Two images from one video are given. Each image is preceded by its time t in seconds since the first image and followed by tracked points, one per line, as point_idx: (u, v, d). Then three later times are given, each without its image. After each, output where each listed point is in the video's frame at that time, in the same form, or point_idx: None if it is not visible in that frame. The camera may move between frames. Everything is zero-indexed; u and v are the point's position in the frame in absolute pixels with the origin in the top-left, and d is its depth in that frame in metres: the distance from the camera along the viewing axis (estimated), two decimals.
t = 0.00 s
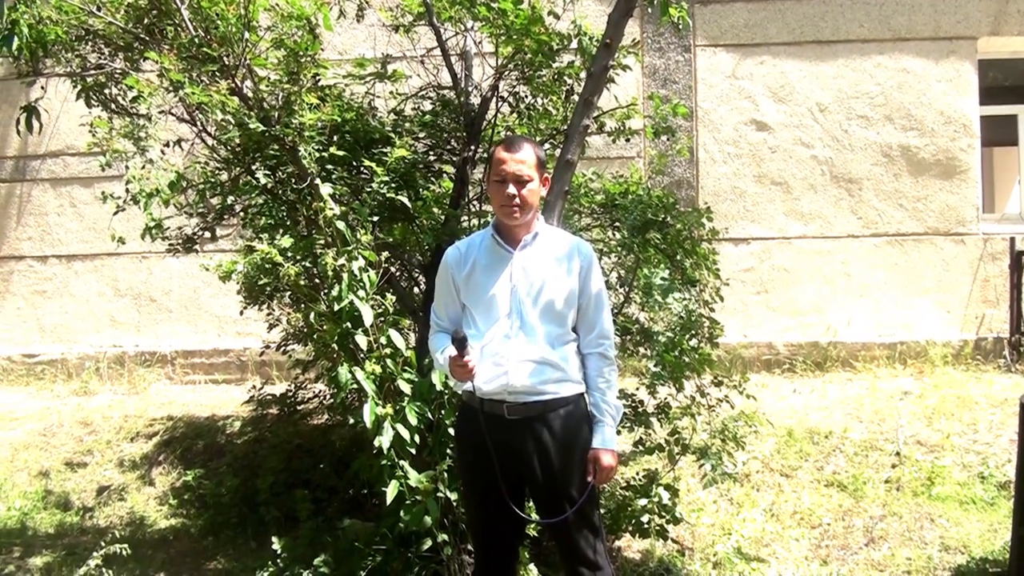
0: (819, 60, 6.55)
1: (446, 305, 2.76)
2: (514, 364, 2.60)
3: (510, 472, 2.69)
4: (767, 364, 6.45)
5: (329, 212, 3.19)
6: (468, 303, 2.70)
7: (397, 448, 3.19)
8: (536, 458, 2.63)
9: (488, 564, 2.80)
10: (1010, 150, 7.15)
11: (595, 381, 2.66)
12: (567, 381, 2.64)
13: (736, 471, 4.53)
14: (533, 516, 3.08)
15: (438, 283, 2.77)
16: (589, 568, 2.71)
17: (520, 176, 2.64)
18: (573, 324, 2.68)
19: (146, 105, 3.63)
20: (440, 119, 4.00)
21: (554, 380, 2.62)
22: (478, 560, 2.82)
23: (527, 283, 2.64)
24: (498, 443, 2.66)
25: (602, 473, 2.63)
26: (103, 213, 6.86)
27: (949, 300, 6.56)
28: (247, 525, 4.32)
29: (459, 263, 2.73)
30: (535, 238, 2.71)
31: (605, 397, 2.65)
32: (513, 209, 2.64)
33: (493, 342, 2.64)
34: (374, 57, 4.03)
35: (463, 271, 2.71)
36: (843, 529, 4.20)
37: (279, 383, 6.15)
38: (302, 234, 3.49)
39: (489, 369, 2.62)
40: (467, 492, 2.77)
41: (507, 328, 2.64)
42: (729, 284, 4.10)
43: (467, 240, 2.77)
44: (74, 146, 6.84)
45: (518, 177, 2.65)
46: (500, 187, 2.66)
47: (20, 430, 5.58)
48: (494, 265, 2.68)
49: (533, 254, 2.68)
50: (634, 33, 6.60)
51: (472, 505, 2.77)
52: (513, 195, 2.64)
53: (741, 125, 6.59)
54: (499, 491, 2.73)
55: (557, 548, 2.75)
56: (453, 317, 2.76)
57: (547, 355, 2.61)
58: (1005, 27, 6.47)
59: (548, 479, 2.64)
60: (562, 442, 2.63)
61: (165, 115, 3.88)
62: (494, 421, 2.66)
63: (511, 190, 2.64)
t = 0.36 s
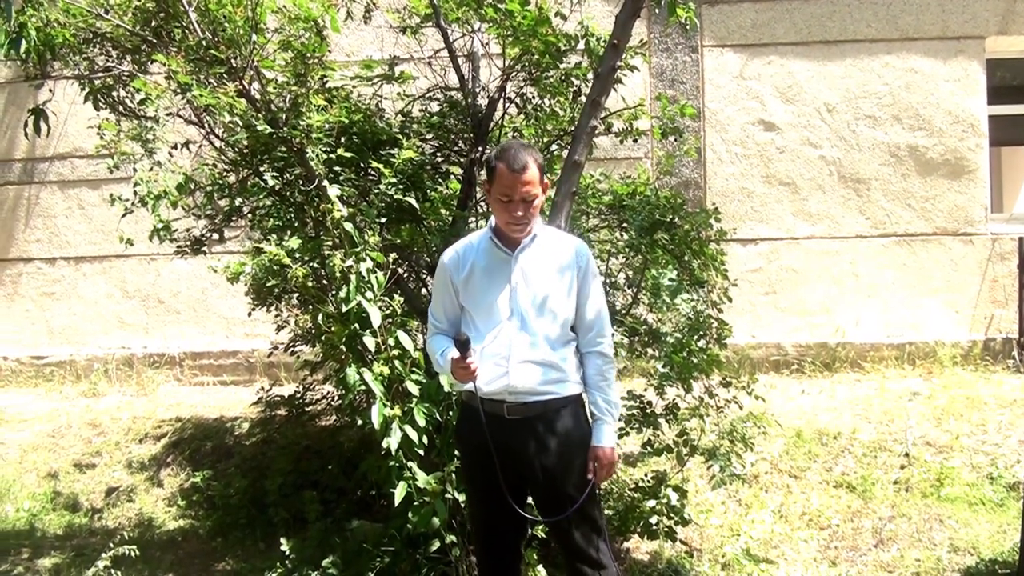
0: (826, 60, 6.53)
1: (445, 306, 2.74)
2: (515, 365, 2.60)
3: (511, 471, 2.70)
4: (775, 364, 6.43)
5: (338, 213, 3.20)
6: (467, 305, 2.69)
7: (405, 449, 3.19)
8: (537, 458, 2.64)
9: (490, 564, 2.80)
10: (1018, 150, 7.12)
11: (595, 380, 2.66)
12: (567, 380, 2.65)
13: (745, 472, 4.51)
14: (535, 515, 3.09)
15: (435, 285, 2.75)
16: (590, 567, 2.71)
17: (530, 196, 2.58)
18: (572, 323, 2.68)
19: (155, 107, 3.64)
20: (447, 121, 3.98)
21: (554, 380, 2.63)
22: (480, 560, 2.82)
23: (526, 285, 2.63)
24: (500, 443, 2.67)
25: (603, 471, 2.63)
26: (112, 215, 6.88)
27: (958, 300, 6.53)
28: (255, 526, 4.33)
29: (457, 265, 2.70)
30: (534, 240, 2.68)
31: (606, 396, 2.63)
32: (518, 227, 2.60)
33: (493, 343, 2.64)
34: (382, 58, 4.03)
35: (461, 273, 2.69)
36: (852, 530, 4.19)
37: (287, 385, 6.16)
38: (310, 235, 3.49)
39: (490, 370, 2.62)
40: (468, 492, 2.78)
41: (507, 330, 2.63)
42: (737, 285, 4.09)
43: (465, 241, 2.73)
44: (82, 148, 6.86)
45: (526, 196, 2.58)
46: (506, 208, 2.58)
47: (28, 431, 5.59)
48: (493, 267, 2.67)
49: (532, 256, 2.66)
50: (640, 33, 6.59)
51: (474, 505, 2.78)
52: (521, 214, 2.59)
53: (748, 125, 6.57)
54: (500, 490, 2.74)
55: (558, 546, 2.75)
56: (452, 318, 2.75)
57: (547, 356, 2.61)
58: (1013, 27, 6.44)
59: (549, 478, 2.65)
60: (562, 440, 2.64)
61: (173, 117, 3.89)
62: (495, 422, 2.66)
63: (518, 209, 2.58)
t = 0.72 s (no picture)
0: (832, 59, 6.52)
1: (432, 312, 2.73)
2: (504, 370, 2.62)
3: (503, 473, 2.71)
4: (782, 364, 6.42)
5: (344, 214, 3.20)
6: (455, 310, 2.69)
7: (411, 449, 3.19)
8: (528, 458, 2.66)
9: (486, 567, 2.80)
10: None
11: (581, 381, 2.70)
12: (555, 382, 2.68)
13: (752, 473, 4.51)
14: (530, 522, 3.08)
15: (421, 290, 2.73)
16: (586, 566, 2.69)
17: (518, 206, 2.58)
18: (558, 325, 2.71)
19: (162, 108, 3.64)
20: (453, 121, 3.99)
21: (543, 383, 2.65)
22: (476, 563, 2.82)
23: (514, 289, 2.64)
24: (490, 445, 2.68)
25: (592, 468, 2.65)
26: (118, 217, 6.90)
27: (965, 300, 6.52)
28: (262, 527, 4.34)
29: (444, 270, 2.69)
30: (520, 245, 2.68)
31: (592, 395, 2.68)
32: (506, 236, 2.61)
33: (482, 348, 2.64)
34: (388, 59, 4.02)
35: (449, 278, 2.68)
36: (859, 531, 4.18)
37: (294, 385, 6.17)
38: (317, 236, 3.49)
39: (479, 375, 2.63)
40: (461, 496, 2.79)
41: (496, 335, 2.64)
42: (744, 285, 4.08)
43: (451, 246, 2.71)
44: (89, 149, 6.87)
45: (514, 206, 2.59)
46: (494, 219, 2.58)
47: (35, 432, 5.61)
48: (481, 272, 2.67)
49: (519, 261, 2.66)
50: (646, 33, 6.58)
51: (467, 510, 2.78)
52: (509, 224, 2.59)
53: (754, 125, 6.56)
54: (493, 493, 2.74)
55: (553, 548, 2.73)
56: (438, 323, 2.74)
57: (536, 359, 2.63)
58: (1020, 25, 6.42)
59: (540, 478, 2.65)
60: (551, 439, 2.66)
61: (180, 118, 3.90)
62: (485, 424, 2.68)
63: (507, 219, 2.58)
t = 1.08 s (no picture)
0: (833, 59, 6.51)
1: (427, 314, 2.74)
2: (500, 370, 2.62)
3: (501, 472, 2.71)
4: (783, 365, 6.42)
5: (345, 215, 3.20)
6: (450, 311, 2.70)
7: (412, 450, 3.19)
8: (526, 458, 2.65)
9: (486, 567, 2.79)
10: None
11: (577, 380, 2.70)
12: (551, 382, 2.68)
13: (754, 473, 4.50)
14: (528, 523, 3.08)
15: (416, 292, 2.74)
16: (585, 566, 2.69)
17: (509, 204, 2.59)
18: (554, 324, 2.71)
19: (162, 108, 3.64)
20: (454, 121, 4.00)
21: (540, 382, 2.65)
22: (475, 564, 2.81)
23: (508, 289, 2.65)
24: (487, 445, 2.68)
25: (590, 468, 2.66)
26: (119, 218, 6.90)
27: (966, 300, 6.51)
28: (263, 527, 4.34)
29: (439, 271, 2.70)
30: (514, 245, 2.69)
31: (589, 394, 2.69)
32: (498, 235, 2.62)
33: (478, 348, 2.65)
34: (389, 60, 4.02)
35: (443, 280, 2.69)
36: (860, 531, 4.17)
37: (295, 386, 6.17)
38: (318, 237, 3.49)
39: (475, 375, 2.64)
40: (459, 497, 2.78)
41: (491, 335, 2.64)
42: (745, 285, 4.08)
43: (445, 247, 2.73)
44: (89, 150, 6.87)
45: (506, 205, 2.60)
46: (486, 219, 2.60)
47: (37, 433, 5.61)
48: (476, 273, 2.68)
49: (513, 260, 2.67)
50: (647, 33, 6.58)
51: (465, 511, 2.78)
52: (501, 223, 2.60)
53: (756, 125, 6.56)
54: (491, 493, 2.74)
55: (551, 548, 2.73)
56: (434, 325, 2.75)
57: (532, 359, 2.63)
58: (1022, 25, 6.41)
59: (539, 478, 2.65)
60: (549, 438, 2.66)
61: (181, 119, 3.90)
62: (482, 424, 2.68)
63: (498, 218, 2.59)
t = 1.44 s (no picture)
0: (833, 60, 6.51)
1: (448, 310, 2.78)
2: (516, 366, 2.62)
3: (514, 470, 2.72)
4: (782, 366, 6.42)
5: (344, 214, 3.20)
6: (468, 307, 2.72)
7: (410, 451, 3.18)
8: (540, 457, 2.65)
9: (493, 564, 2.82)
10: None
11: (596, 377, 2.67)
12: (569, 378, 2.65)
13: (753, 474, 4.50)
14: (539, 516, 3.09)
15: (438, 289, 2.78)
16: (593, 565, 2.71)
17: (523, 194, 2.60)
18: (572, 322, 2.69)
19: (161, 108, 3.64)
20: (453, 121, 3.98)
21: (556, 377, 2.63)
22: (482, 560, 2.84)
23: (526, 284, 2.65)
24: (502, 442, 2.69)
25: (605, 468, 2.65)
26: (119, 217, 6.90)
27: (965, 301, 6.51)
28: (262, 527, 4.34)
29: (458, 268, 2.73)
30: (531, 240, 2.70)
31: (607, 392, 2.65)
32: (513, 225, 2.62)
33: (495, 344, 2.65)
34: (388, 60, 4.02)
35: (462, 276, 2.72)
36: (859, 532, 4.17)
37: (294, 386, 6.18)
38: (317, 237, 3.49)
39: (492, 372, 2.64)
40: (473, 492, 2.80)
41: (509, 331, 2.65)
42: (744, 285, 4.09)
43: (464, 245, 2.77)
44: (89, 150, 6.87)
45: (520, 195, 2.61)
46: (500, 209, 2.61)
47: (35, 433, 5.60)
48: (493, 269, 2.69)
49: (531, 256, 2.67)
50: (646, 34, 6.58)
51: (477, 506, 2.79)
52: (516, 212, 2.61)
53: (755, 126, 6.56)
54: (503, 490, 2.75)
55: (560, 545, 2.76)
56: (455, 321, 2.79)
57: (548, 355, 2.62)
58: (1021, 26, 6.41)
59: (552, 477, 2.66)
60: (564, 438, 2.65)
61: (180, 119, 3.90)
62: (498, 422, 2.68)
63: (513, 208, 2.60)
